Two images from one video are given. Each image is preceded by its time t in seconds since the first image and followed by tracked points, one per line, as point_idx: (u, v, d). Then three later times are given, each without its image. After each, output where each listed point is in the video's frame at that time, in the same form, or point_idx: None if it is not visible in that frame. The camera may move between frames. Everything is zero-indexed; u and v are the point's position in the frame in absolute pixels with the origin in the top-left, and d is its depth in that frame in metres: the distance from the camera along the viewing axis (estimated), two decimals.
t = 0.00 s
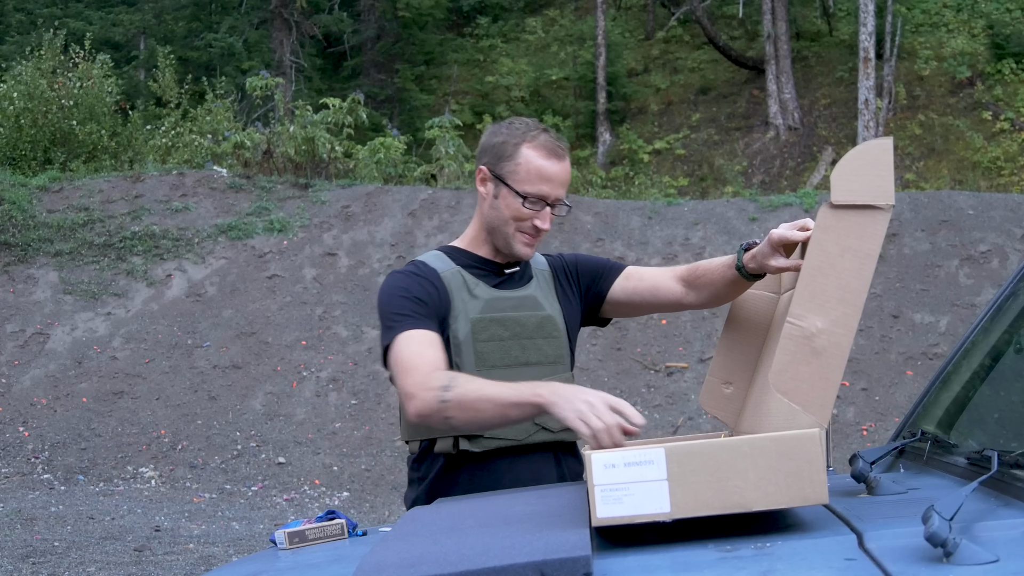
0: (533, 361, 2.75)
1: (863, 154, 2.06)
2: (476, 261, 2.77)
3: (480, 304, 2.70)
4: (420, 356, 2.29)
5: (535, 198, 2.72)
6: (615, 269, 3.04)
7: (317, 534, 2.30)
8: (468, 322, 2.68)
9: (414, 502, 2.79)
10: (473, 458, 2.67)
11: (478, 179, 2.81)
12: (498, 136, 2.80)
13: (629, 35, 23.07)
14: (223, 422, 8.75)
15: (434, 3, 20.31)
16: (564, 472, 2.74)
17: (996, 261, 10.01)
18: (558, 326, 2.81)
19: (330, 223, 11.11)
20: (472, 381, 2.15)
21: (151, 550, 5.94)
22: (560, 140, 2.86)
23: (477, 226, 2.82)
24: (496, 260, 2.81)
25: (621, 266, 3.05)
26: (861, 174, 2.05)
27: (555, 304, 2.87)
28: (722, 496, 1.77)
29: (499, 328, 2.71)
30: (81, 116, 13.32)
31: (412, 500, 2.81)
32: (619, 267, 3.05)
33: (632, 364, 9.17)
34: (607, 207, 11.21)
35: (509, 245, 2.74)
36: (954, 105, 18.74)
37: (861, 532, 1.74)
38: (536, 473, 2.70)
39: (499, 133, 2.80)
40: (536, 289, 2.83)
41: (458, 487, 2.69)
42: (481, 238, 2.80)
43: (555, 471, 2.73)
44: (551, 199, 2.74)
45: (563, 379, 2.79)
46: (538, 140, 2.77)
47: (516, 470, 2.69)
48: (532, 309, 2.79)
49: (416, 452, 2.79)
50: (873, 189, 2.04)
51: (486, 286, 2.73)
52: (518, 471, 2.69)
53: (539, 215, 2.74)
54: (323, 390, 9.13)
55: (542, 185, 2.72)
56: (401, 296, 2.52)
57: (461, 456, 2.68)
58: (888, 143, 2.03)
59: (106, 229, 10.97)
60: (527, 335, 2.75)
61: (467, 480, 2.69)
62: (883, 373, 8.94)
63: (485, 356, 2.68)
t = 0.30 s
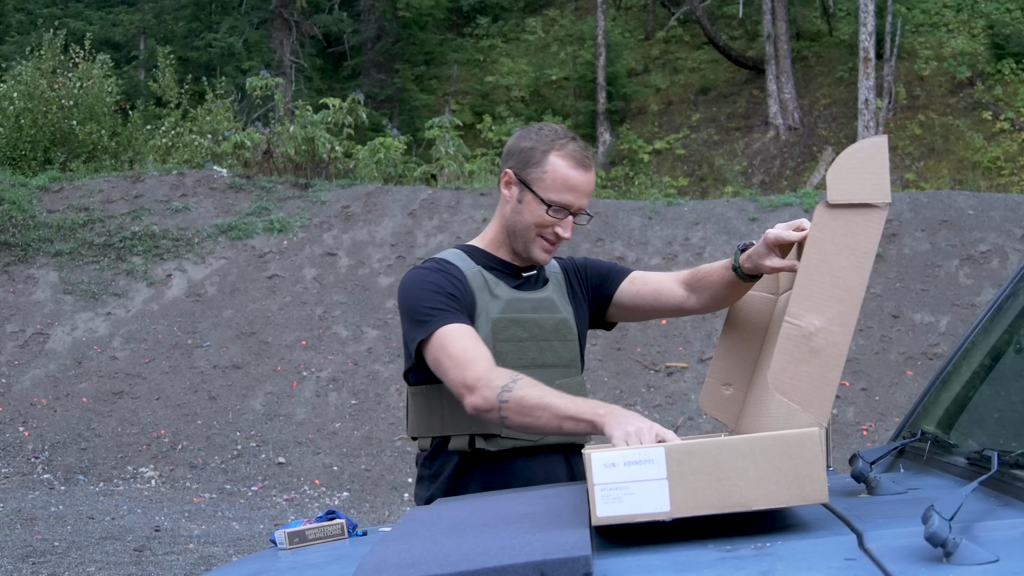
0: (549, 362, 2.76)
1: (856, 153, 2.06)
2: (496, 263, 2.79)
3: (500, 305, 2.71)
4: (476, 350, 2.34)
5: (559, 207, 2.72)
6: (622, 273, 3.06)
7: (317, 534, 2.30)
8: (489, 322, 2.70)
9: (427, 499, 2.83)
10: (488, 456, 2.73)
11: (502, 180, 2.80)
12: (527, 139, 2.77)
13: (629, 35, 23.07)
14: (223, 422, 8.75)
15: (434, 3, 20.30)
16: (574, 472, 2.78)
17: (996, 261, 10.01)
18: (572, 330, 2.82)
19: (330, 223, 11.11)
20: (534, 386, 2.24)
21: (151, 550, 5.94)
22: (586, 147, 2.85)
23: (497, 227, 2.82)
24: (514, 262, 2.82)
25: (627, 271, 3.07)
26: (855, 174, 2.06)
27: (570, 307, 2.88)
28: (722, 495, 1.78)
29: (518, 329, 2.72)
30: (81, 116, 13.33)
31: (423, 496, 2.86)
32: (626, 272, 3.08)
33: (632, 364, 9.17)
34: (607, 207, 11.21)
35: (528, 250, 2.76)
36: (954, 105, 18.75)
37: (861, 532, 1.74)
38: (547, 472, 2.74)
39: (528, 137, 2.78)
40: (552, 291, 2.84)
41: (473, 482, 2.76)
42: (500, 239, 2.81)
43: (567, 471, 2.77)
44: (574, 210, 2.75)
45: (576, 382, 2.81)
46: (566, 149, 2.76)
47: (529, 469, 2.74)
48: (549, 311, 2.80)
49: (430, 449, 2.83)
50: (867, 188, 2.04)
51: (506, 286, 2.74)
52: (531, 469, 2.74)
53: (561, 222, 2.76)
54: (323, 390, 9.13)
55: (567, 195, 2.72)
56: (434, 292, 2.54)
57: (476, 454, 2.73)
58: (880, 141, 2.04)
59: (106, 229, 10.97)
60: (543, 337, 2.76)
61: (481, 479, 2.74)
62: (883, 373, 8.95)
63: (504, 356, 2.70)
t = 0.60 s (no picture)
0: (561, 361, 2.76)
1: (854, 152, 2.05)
2: (509, 263, 2.81)
3: (513, 301, 2.71)
4: (501, 337, 2.34)
5: (568, 200, 2.73)
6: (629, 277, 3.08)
7: (317, 534, 2.30)
8: (502, 319, 2.69)
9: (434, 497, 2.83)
10: (498, 452, 2.74)
11: (515, 179, 2.84)
12: (538, 139, 2.81)
13: (629, 35, 23.08)
14: (223, 422, 8.75)
15: (434, 3, 20.29)
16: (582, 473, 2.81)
17: (996, 261, 10.01)
18: (583, 330, 2.83)
19: (330, 223, 11.11)
20: (559, 371, 2.23)
21: (151, 550, 5.94)
22: (596, 145, 2.86)
23: (511, 225, 2.84)
24: (528, 260, 2.84)
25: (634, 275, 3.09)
26: (854, 174, 2.05)
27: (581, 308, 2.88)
28: (722, 496, 1.78)
29: (530, 326, 2.72)
30: (81, 116, 13.33)
31: (431, 494, 2.86)
32: (634, 276, 3.09)
33: (632, 364, 9.17)
34: (607, 207, 11.20)
35: (540, 245, 2.76)
36: (954, 105, 18.75)
37: (861, 532, 1.74)
38: (555, 472, 2.76)
39: (539, 136, 2.82)
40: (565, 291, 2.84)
41: (480, 480, 2.75)
42: (513, 237, 2.83)
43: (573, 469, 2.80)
44: (584, 204, 2.75)
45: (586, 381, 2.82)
46: (576, 145, 2.78)
47: (538, 467, 2.76)
48: (561, 311, 2.79)
49: (438, 446, 2.82)
50: (867, 188, 2.03)
51: (519, 284, 2.75)
52: (540, 466, 2.76)
53: (571, 216, 2.76)
54: (323, 390, 9.14)
55: (576, 189, 2.73)
56: (451, 283, 2.55)
57: (485, 449, 2.73)
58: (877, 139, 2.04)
59: (106, 229, 10.97)
60: (556, 336, 2.75)
61: (490, 475, 2.74)
62: (883, 373, 8.95)
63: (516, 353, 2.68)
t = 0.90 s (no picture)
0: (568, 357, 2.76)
1: (848, 156, 2.05)
2: (519, 262, 2.81)
3: (520, 296, 2.71)
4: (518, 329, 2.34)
5: (566, 186, 2.74)
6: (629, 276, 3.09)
7: (317, 534, 2.30)
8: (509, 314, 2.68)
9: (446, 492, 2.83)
10: (506, 446, 2.72)
11: (513, 178, 2.86)
12: (531, 136, 2.84)
13: (629, 36, 23.09)
14: (223, 422, 8.75)
15: (434, 3, 20.29)
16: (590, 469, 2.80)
17: (996, 261, 10.01)
18: (591, 326, 2.83)
19: (330, 223, 11.10)
20: (574, 366, 2.24)
21: (151, 550, 5.94)
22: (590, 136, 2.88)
23: (514, 224, 2.86)
24: (535, 256, 2.84)
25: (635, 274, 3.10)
26: (849, 177, 2.05)
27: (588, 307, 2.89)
28: (723, 501, 1.77)
29: (537, 320, 2.71)
30: (81, 116, 13.32)
31: (442, 491, 2.86)
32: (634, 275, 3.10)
33: (632, 364, 9.16)
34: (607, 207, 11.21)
35: (544, 236, 2.77)
36: (954, 105, 18.74)
37: (861, 532, 1.74)
38: (565, 466, 2.75)
39: (533, 134, 2.85)
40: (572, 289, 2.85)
41: (489, 475, 2.75)
42: (519, 235, 2.84)
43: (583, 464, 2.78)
44: (584, 190, 2.75)
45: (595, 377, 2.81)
46: (570, 135, 2.80)
47: (546, 462, 2.74)
48: (569, 308, 2.80)
49: (447, 442, 2.82)
50: (862, 191, 2.04)
51: (526, 280, 2.74)
52: (549, 460, 2.74)
53: (571, 204, 2.76)
54: (323, 390, 9.13)
55: (572, 174, 2.74)
56: (463, 278, 2.55)
57: (495, 442, 2.72)
58: (871, 142, 2.04)
59: (106, 229, 10.97)
60: (563, 332, 2.76)
61: (499, 468, 2.73)
62: (883, 373, 8.94)
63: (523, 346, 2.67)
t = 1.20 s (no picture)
0: (567, 352, 2.75)
1: (876, 168, 2.02)
2: (517, 261, 2.81)
3: (517, 293, 2.71)
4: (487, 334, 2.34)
5: (554, 175, 2.79)
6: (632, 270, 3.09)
7: (317, 534, 2.31)
8: (506, 311, 2.69)
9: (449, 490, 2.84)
10: (506, 441, 2.72)
11: (505, 180, 2.92)
12: (516, 140, 2.92)
13: (629, 36, 23.09)
14: (223, 422, 8.75)
15: (434, 3, 20.29)
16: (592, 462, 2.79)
17: (996, 261, 10.01)
18: (591, 322, 2.83)
19: (330, 223, 11.11)
20: (538, 368, 2.19)
21: (151, 550, 5.94)
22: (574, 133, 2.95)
23: (511, 224, 2.89)
24: (534, 254, 2.86)
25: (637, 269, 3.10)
26: (875, 187, 2.02)
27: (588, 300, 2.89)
28: (724, 511, 1.77)
29: (535, 316, 2.71)
30: (81, 116, 13.32)
31: (446, 488, 2.88)
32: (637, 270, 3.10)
33: (632, 364, 9.17)
34: (607, 207, 11.22)
35: (538, 227, 2.80)
36: (954, 105, 18.74)
37: (861, 532, 1.74)
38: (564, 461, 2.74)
39: (518, 138, 2.93)
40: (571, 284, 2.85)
41: (489, 472, 2.75)
42: (516, 234, 2.87)
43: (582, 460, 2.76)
44: (572, 177, 2.80)
45: (595, 373, 2.80)
46: (553, 131, 2.88)
47: (545, 457, 2.72)
48: (568, 302, 2.80)
49: (448, 441, 2.84)
50: (888, 205, 2.01)
51: (523, 277, 2.75)
52: (547, 455, 2.73)
53: (561, 192, 2.80)
54: (323, 389, 9.14)
55: (558, 163, 2.80)
56: (453, 280, 2.56)
57: (493, 439, 2.72)
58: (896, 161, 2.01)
59: (106, 229, 10.97)
60: (562, 327, 2.75)
61: (497, 465, 2.73)
62: (883, 373, 8.95)
63: (520, 341, 2.67)
